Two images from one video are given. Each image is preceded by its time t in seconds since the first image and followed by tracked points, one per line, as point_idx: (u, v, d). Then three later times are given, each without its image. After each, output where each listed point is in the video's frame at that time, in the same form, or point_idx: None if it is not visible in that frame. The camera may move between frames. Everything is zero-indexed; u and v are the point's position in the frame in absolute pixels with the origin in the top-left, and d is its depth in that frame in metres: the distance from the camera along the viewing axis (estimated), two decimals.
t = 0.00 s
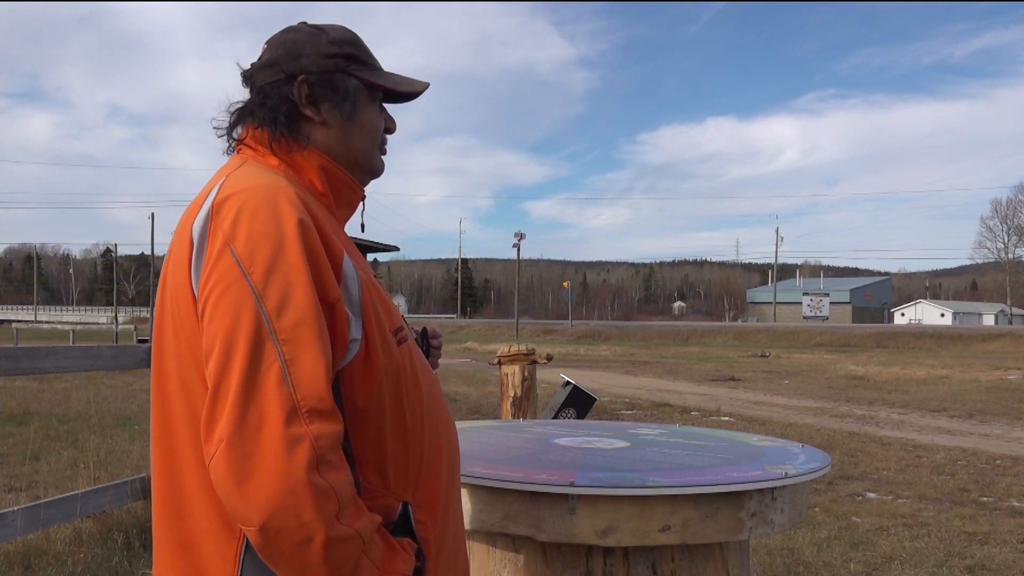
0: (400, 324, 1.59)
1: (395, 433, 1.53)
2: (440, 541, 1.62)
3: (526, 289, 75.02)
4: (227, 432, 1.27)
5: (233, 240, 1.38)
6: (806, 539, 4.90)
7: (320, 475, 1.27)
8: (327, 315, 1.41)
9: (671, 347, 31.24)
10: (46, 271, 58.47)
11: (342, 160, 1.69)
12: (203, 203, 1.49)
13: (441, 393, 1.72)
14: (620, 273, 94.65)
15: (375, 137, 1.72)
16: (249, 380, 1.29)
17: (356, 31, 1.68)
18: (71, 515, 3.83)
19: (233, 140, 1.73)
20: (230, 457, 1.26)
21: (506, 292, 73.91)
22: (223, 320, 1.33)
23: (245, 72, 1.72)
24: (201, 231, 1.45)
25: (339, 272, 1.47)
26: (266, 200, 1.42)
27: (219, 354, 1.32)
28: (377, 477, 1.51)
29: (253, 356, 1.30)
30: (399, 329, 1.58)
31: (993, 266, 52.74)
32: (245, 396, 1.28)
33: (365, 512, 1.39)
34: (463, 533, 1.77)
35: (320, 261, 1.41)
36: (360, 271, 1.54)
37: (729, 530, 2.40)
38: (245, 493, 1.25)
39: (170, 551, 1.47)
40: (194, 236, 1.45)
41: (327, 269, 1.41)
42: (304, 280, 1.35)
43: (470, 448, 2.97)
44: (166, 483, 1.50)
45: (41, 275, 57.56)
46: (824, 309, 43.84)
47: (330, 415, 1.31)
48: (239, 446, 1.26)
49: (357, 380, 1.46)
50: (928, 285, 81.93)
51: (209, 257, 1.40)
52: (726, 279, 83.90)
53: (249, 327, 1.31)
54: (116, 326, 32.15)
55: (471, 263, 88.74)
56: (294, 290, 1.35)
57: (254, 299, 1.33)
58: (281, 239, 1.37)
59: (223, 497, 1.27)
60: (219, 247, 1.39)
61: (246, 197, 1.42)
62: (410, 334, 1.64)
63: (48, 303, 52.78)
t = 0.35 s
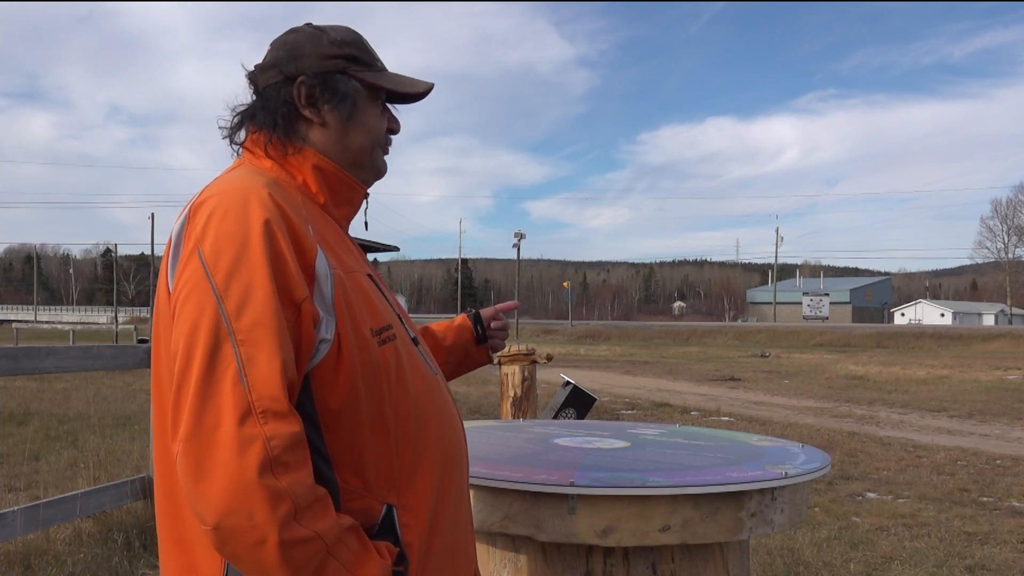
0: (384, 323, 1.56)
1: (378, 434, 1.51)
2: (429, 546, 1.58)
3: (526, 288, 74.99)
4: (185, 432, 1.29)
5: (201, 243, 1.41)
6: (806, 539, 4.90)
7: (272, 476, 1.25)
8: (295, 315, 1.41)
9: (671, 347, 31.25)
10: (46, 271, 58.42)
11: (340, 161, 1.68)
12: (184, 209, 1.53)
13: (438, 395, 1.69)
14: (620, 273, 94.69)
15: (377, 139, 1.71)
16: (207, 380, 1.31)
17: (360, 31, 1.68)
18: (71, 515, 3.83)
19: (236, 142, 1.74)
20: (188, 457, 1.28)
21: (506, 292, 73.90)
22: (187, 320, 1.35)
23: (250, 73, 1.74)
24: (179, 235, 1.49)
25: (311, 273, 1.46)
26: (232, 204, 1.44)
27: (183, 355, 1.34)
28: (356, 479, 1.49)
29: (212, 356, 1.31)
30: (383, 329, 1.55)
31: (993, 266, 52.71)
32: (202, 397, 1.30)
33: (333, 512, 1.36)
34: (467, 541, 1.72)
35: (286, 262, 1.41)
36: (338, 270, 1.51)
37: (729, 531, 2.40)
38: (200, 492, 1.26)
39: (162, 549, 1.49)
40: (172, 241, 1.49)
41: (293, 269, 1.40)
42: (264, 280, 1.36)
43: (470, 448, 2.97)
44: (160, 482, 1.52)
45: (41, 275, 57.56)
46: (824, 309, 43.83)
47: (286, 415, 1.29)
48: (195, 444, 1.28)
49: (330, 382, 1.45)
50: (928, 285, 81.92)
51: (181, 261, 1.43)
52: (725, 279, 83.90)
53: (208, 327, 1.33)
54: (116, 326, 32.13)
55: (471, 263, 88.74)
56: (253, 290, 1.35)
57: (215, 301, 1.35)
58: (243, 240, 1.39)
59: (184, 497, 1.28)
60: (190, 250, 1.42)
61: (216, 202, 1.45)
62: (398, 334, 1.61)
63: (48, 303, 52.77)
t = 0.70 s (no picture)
0: (384, 322, 1.55)
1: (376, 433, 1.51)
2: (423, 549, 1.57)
3: (526, 288, 74.97)
4: (179, 429, 1.30)
5: (201, 241, 1.42)
6: (806, 539, 4.90)
7: (264, 475, 1.26)
8: (292, 314, 1.41)
9: (671, 347, 31.26)
10: (45, 271, 58.39)
11: (350, 164, 1.68)
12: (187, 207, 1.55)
13: (439, 392, 1.68)
14: (620, 273, 94.70)
15: (387, 147, 1.73)
16: (202, 378, 1.32)
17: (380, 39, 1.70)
18: (71, 515, 3.84)
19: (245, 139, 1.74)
20: (182, 453, 1.29)
21: (507, 292, 73.89)
22: (184, 318, 1.37)
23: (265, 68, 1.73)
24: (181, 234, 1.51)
25: (308, 271, 1.46)
26: (232, 203, 1.46)
27: (180, 352, 1.36)
28: (351, 477, 1.49)
29: (207, 354, 1.33)
30: (383, 327, 1.54)
31: (993, 266, 52.69)
32: (198, 392, 1.31)
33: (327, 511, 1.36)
34: (466, 541, 1.70)
35: (283, 260, 1.41)
36: (337, 269, 1.51)
37: (729, 531, 2.40)
38: (194, 488, 1.28)
39: (162, 543, 1.51)
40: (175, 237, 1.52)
41: (291, 268, 1.41)
42: (261, 278, 1.36)
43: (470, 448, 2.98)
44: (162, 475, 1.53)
45: (41, 275, 57.56)
46: (824, 309, 43.84)
47: (279, 413, 1.29)
48: (189, 440, 1.29)
49: (327, 380, 1.45)
50: (928, 285, 81.87)
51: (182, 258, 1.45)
52: (725, 279, 83.90)
53: (204, 324, 1.34)
54: (116, 326, 32.14)
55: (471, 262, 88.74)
56: (249, 289, 1.36)
57: (212, 299, 1.36)
58: (240, 238, 1.40)
59: (180, 493, 1.29)
60: (189, 247, 1.44)
61: (217, 201, 1.47)
62: (399, 332, 1.60)
63: (48, 303, 52.73)
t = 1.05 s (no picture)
0: (396, 325, 1.56)
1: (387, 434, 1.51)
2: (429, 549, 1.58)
3: (526, 288, 74.96)
4: (199, 428, 1.28)
5: (219, 238, 1.40)
6: (806, 539, 4.90)
7: (289, 474, 1.26)
8: (312, 315, 1.41)
9: (671, 347, 31.28)
10: (46, 271, 58.40)
11: (367, 172, 1.70)
12: (200, 203, 1.52)
13: (444, 395, 1.69)
14: (620, 273, 94.73)
15: (399, 161, 1.77)
16: (222, 378, 1.30)
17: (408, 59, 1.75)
18: (71, 515, 3.84)
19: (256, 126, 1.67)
20: (201, 452, 1.28)
21: (507, 292, 73.90)
22: (204, 315, 1.35)
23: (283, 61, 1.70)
24: (194, 230, 1.48)
25: (327, 272, 1.46)
26: (252, 199, 1.44)
27: (199, 350, 1.34)
28: (364, 479, 1.49)
29: (228, 353, 1.31)
30: (395, 330, 1.55)
31: (993, 266, 52.67)
32: (218, 389, 1.30)
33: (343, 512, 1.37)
34: (466, 542, 1.72)
35: (304, 261, 1.41)
36: (353, 270, 1.51)
37: (728, 531, 2.40)
38: (214, 487, 1.26)
39: (165, 542, 1.48)
40: (187, 232, 1.49)
41: (312, 268, 1.41)
42: (285, 277, 1.36)
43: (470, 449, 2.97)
44: (165, 474, 1.50)
45: (41, 275, 57.60)
46: (824, 309, 43.83)
47: (302, 414, 1.30)
48: (209, 439, 1.28)
49: (342, 381, 1.45)
50: (928, 286, 81.84)
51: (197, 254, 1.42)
52: (725, 279, 83.89)
53: (226, 322, 1.33)
54: (117, 326, 32.19)
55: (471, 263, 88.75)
56: (272, 288, 1.35)
57: (234, 298, 1.35)
58: (262, 236, 1.39)
59: (197, 491, 1.28)
60: (208, 243, 1.41)
61: (235, 197, 1.45)
62: (408, 334, 1.61)
63: (48, 303, 52.75)
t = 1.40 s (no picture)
0: (407, 323, 1.57)
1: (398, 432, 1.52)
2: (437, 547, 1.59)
3: (526, 288, 74.93)
4: (220, 423, 1.28)
5: (239, 234, 1.40)
6: (806, 539, 4.90)
7: (312, 469, 1.27)
8: (331, 311, 1.41)
9: (671, 347, 31.29)
10: (46, 271, 58.38)
11: (366, 167, 1.69)
12: (214, 199, 1.51)
13: (450, 394, 1.70)
14: (620, 273, 94.75)
15: (399, 154, 1.75)
16: (244, 373, 1.30)
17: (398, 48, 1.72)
18: (71, 515, 3.84)
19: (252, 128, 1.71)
20: (222, 446, 1.28)
21: (507, 292, 73.93)
22: (222, 311, 1.35)
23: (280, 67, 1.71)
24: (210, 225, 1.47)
25: (344, 270, 1.46)
26: (272, 197, 1.44)
27: (217, 346, 1.34)
28: (376, 477, 1.49)
29: (249, 348, 1.31)
30: (406, 329, 1.56)
31: (993, 266, 52.66)
32: (241, 385, 1.30)
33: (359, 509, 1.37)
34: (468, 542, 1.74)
35: (323, 258, 1.41)
36: (368, 269, 1.52)
37: (728, 531, 2.40)
38: (238, 482, 1.26)
39: (175, 539, 1.46)
40: (201, 227, 1.48)
41: (331, 265, 1.41)
42: (307, 274, 1.36)
43: (470, 449, 2.97)
44: (176, 471, 1.49)
45: (41, 275, 57.58)
46: (824, 309, 43.84)
47: (324, 409, 1.30)
48: (230, 435, 1.28)
49: (356, 380, 1.45)
50: (927, 286, 81.83)
51: (215, 248, 1.42)
52: (725, 279, 83.88)
53: (247, 319, 1.33)
54: (117, 326, 32.19)
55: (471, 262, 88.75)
56: (293, 284, 1.35)
57: (255, 293, 1.34)
58: (281, 233, 1.39)
59: (218, 487, 1.28)
60: (227, 239, 1.41)
61: (253, 194, 1.45)
62: (417, 332, 1.62)
63: (47, 303, 52.74)
